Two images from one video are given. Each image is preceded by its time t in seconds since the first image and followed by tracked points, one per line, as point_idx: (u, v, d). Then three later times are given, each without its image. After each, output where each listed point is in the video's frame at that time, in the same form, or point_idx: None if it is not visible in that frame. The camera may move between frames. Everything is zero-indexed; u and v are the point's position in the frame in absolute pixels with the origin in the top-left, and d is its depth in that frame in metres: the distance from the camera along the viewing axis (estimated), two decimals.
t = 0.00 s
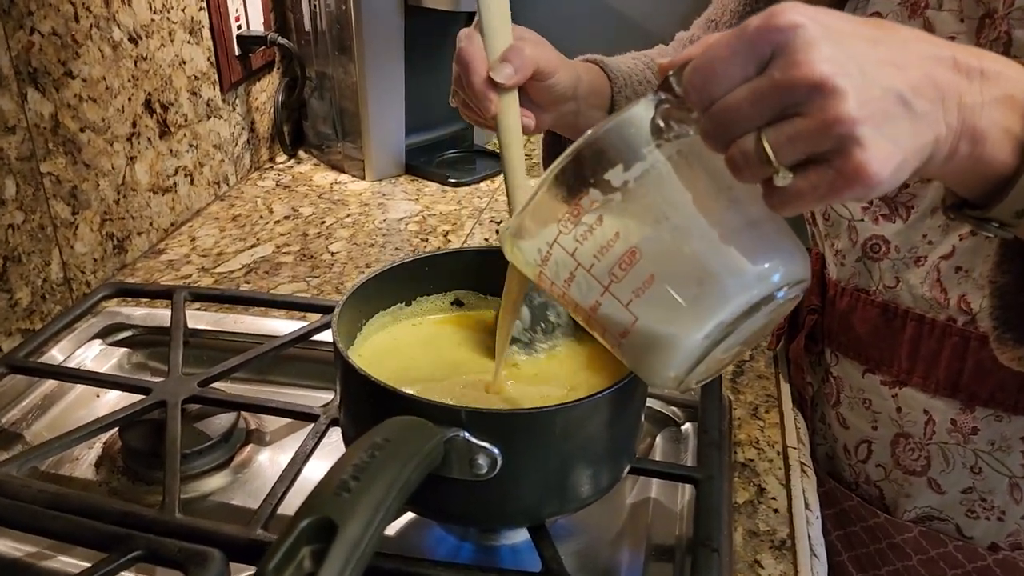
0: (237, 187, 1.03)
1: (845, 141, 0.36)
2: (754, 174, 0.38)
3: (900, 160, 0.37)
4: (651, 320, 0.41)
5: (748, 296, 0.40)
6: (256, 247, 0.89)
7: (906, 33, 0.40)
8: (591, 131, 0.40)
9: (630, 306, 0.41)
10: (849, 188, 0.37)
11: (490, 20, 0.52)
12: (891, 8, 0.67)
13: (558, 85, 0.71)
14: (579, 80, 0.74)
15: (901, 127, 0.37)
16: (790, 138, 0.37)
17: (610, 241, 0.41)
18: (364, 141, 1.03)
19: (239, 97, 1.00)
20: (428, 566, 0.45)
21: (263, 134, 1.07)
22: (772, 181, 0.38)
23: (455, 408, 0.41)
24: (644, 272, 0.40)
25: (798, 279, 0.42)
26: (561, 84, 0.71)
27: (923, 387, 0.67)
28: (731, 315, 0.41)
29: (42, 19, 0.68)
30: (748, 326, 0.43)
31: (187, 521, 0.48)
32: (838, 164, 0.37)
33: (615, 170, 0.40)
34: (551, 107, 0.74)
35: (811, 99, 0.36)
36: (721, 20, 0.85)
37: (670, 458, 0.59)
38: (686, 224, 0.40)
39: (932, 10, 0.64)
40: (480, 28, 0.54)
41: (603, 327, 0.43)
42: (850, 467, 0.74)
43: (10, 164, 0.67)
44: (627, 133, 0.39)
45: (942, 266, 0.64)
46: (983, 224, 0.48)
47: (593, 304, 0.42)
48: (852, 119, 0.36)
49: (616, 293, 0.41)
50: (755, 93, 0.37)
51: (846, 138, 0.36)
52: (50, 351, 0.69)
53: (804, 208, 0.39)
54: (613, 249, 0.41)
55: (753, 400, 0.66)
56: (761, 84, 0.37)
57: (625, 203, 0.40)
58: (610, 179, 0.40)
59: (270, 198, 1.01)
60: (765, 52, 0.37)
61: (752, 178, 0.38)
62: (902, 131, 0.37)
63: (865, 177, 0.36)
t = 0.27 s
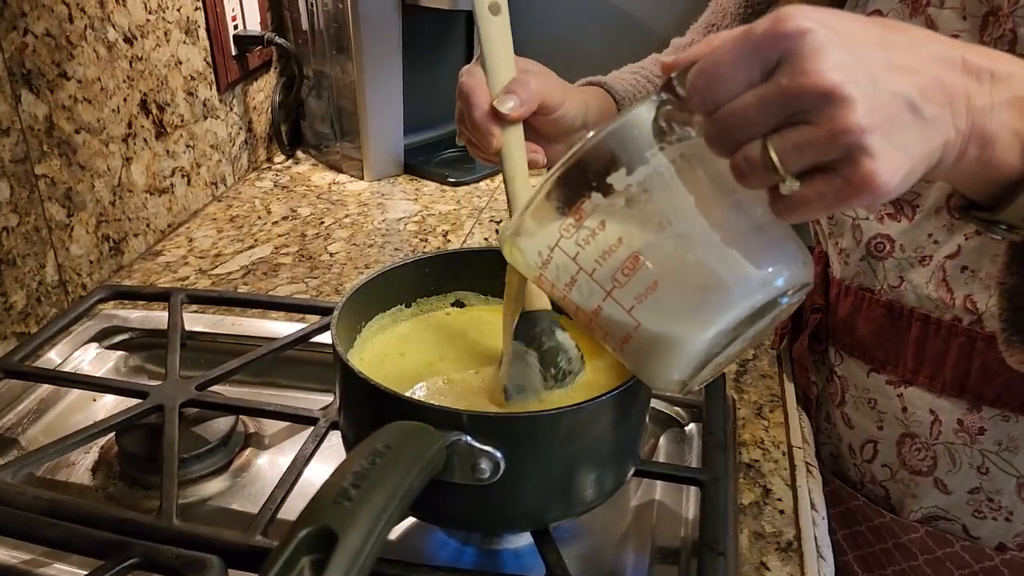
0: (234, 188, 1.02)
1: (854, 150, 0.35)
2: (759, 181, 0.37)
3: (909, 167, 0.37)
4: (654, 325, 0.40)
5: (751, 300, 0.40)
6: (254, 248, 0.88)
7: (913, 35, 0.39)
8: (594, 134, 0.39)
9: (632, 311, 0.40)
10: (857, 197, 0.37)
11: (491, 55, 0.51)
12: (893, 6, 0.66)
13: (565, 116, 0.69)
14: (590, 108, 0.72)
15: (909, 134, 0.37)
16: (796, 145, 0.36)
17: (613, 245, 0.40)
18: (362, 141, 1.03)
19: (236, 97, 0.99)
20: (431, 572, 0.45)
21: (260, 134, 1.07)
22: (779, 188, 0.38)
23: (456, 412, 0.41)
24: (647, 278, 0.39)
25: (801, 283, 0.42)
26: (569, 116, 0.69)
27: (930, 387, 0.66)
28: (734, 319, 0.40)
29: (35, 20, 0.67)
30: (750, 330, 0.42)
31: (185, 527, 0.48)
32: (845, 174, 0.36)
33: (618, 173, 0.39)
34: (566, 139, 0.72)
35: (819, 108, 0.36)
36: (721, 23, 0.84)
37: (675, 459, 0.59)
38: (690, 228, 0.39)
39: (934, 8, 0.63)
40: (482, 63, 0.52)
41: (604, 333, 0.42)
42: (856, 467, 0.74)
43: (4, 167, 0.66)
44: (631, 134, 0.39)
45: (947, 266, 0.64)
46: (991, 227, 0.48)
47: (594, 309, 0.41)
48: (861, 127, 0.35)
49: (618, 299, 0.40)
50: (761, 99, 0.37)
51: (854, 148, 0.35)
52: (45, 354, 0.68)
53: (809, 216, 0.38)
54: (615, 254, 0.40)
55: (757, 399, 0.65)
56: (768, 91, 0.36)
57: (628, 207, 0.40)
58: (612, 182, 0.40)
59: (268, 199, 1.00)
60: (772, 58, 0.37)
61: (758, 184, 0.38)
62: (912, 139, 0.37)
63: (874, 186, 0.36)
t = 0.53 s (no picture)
0: (234, 189, 1.01)
1: (887, 177, 0.36)
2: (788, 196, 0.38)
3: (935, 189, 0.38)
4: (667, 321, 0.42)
5: (762, 299, 0.42)
6: (255, 248, 0.88)
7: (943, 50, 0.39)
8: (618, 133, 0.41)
9: (648, 306, 0.42)
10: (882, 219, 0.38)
11: (473, 58, 0.48)
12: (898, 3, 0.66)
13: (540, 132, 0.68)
14: (570, 121, 0.72)
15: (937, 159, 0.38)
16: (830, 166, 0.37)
17: (633, 243, 0.42)
18: (363, 142, 1.02)
19: (236, 98, 0.99)
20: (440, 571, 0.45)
21: (260, 135, 1.06)
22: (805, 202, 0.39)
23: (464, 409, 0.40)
24: (665, 275, 0.41)
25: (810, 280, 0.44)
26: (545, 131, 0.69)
27: (936, 387, 0.66)
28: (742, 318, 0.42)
29: (34, 18, 0.67)
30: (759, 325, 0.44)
31: (189, 527, 0.47)
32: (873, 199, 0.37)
33: (643, 170, 0.41)
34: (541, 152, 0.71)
35: (857, 133, 0.36)
36: (721, 21, 0.84)
37: (680, 458, 0.58)
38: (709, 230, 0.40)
39: (941, 4, 0.63)
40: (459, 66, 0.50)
41: (618, 322, 0.44)
42: (862, 467, 0.74)
43: (3, 166, 0.66)
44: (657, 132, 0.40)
45: (955, 264, 0.64)
46: (1004, 235, 0.51)
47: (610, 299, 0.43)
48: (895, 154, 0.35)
49: (635, 293, 0.42)
50: (800, 117, 0.36)
51: (886, 175, 0.36)
52: (45, 355, 0.67)
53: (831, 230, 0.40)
54: (635, 252, 0.42)
55: (763, 398, 0.65)
56: (806, 109, 0.36)
57: (651, 205, 0.41)
58: (638, 179, 0.41)
59: (268, 199, 1.00)
60: (812, 76, 0.36)
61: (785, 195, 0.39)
62: (939, 162, 0.38)
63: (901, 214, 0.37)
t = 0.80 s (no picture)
0: (236, 188, 1.01)
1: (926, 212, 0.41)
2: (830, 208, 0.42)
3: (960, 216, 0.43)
4: (686, 301, 0.43)
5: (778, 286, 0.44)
6: (258, 247, 0.88)
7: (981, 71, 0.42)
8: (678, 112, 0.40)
9: (667, 285, 0.43)
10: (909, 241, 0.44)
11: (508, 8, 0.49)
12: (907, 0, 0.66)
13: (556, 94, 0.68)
14: (582, 88, 0.73)
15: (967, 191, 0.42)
16: (879, 195, 0.41)
17: (667, 225, 0.42)
18: (365, 140, 1.02)
19: (238, 96, 0.98)
20: (450, 569, 0.44)
21: (262, 133, 1.06)
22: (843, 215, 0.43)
23: (476, 404, 0.40)
24: (692, 262, 0.42)
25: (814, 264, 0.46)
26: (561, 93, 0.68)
27: (943, 385, 0.66)
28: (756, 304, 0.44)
29: (38, 14, 0.67)
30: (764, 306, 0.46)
31: (196, 525, 0.47)
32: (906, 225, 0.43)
33: (690, 157, 0.41)
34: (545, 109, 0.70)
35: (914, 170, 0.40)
36: (726, 11, 0.85)
37: (689, 456, 0.58)
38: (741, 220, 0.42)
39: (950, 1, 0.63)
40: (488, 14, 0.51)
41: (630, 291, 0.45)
42: (869, 466, 0.74)
43: (6, 162, 0.66)
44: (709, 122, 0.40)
45: (963, 262, 0.64)
46: None
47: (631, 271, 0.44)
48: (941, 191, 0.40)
49: (659, 273, 0.43)
50: (857, 140, 0.40)
51: (927, 208, 0.41)
52: (48, 353, 0.67)
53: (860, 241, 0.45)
54: (668, 233, 0.42)
55: (770, 396, 0.64)
56: (867, 134, 0.39)
57: (689, 191, 0.42)
58: (682, 165, 0.41)
59: (271, 198, 0.99)
60: (878, 101, 0.38)
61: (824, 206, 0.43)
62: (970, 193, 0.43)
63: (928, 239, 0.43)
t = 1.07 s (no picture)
0: (239, 188, 1.01)
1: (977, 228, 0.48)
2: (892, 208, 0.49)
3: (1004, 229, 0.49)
4: (720, 272, 0.44)
5: (805, 272, 0.44)
6: (262, 247, 0.87)
7: None
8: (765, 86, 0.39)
9: (705, 254, 0.44)
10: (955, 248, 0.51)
11: None
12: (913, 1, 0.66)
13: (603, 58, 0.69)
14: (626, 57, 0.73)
15: None
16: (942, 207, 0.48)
17: (723, 197, 0.42)
18: (368, 140, 1.02)
19: (242, 97, 0.98)
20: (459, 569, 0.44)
21: (265, 134, 1.06)
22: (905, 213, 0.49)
23: (487, 403, 0.40)
24: (737, 236, 0.43)
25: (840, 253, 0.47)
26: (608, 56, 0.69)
27: (950, 386, 0.66)
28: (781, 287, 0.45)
29: (44, 14, 0.66)
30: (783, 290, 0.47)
31: (204, 525, 0.46)
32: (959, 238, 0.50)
33: (760, 133, 0.41)
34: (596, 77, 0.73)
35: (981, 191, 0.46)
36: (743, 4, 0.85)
37: (697, 455, 0.58)
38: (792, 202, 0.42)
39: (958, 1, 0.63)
40: None
41: (664, 252, 0.45)
42: (874, 467, 0.73)
43: (11, 162, 0.65)
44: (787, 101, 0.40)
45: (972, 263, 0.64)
46: None
47: (671, 234, 0.44)
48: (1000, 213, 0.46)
49: (700, 241, 0.43)
50: (933, 153, 0.45)
51: (983, 221, 0.47)
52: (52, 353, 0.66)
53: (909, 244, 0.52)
54: (721, 206, 0.42)
55: (777, 396, 0.64)
56: (949, 149, 0.44)
57: (752, 166, 0.42)
58: (751, 139, 0.41)
59: (274, 198, 0.99)
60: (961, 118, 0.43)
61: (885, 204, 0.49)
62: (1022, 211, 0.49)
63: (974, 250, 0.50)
